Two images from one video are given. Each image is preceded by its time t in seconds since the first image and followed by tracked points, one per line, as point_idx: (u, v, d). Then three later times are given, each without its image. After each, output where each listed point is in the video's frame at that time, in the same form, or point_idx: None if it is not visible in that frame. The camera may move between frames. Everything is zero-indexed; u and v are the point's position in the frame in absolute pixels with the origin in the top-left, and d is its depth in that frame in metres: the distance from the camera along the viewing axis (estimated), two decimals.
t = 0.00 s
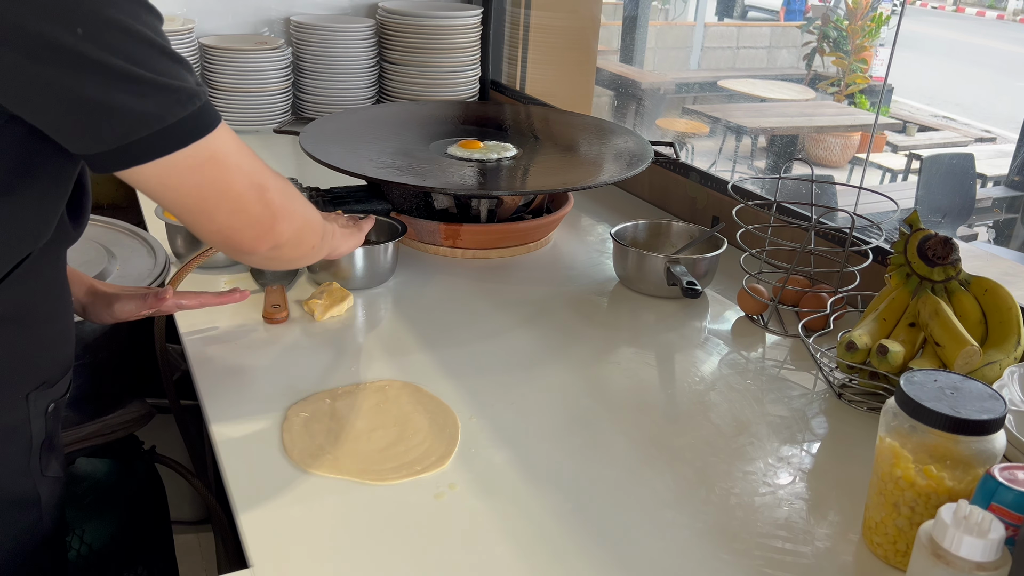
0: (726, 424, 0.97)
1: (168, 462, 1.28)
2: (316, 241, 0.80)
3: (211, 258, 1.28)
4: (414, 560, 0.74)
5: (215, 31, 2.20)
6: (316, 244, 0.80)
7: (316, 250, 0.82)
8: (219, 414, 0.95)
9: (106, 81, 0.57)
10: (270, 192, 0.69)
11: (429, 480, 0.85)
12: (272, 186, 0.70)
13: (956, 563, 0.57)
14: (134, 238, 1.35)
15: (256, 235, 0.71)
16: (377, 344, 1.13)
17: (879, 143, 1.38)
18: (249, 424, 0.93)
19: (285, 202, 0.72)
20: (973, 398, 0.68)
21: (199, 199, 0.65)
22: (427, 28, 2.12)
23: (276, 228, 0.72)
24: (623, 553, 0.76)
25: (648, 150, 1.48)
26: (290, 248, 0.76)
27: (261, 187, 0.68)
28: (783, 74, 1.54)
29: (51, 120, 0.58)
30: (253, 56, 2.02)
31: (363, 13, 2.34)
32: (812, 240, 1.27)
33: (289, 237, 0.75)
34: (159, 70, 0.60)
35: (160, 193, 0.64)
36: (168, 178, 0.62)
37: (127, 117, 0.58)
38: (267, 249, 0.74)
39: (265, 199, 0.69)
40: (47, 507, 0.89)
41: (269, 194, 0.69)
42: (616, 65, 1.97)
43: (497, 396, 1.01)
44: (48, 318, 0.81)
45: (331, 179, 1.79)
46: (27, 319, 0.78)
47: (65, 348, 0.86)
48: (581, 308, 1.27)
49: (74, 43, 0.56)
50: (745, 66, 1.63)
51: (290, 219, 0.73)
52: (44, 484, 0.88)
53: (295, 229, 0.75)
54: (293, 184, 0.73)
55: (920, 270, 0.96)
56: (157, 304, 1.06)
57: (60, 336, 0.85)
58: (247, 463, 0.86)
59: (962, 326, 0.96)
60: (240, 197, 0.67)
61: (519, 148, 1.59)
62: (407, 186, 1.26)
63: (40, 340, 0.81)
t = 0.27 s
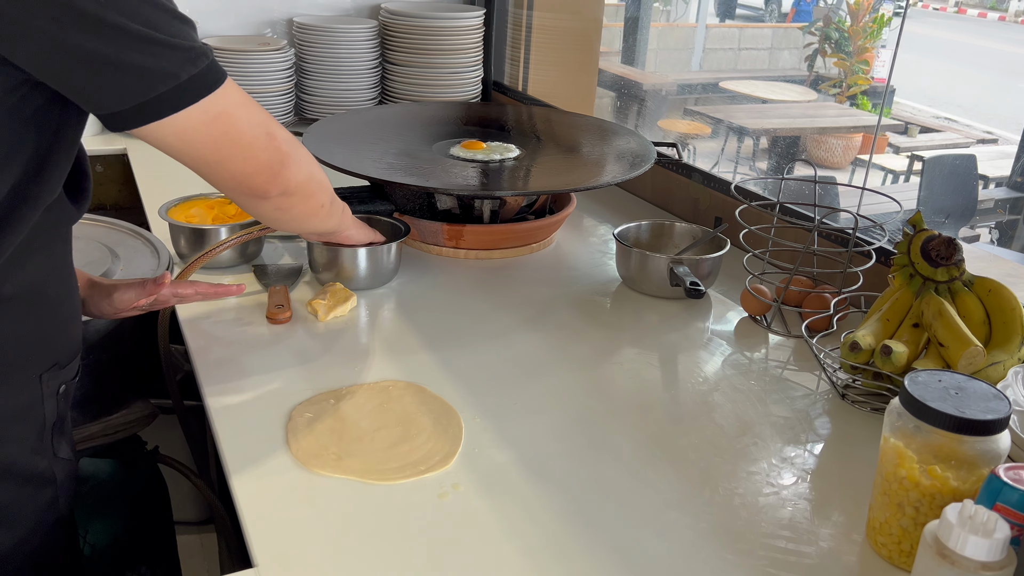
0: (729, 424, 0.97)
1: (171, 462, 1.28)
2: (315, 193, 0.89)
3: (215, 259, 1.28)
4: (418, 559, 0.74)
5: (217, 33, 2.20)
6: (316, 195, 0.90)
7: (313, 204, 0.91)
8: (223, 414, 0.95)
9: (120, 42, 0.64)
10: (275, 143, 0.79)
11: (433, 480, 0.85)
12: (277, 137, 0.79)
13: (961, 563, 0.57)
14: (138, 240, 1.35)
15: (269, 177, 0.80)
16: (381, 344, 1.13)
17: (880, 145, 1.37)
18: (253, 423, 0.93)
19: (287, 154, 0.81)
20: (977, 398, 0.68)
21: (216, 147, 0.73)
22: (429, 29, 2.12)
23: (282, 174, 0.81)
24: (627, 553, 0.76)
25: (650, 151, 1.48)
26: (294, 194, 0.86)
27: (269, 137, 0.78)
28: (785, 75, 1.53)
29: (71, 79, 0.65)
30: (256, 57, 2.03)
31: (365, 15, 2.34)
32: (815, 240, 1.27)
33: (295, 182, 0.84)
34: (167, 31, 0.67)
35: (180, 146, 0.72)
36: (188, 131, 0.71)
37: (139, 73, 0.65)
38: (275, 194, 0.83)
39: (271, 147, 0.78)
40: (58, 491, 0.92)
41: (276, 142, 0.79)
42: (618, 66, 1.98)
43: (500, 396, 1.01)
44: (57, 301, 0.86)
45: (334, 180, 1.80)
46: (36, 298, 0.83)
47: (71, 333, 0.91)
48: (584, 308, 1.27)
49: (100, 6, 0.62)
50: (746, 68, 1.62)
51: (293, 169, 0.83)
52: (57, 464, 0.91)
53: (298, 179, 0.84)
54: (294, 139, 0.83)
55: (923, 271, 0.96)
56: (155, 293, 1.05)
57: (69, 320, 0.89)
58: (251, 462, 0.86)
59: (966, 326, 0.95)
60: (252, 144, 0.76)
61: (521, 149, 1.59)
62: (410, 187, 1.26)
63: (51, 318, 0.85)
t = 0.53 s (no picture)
0: (732, 426, 0.97)
1: (174, 463, 1.28)
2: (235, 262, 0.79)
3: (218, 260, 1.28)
4: (421, 560, 0.74)
5: (220, 35, 2.21)
6: (237, 262, 0.80)
7: (239, 266, 0.81)
8: (226, 415, 0.95)
9: (46, 72, 0.59)
10: (177, 220, 0.69)
11: (435, 481, 0.85)
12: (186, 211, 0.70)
13: (963, 564, 0.57)
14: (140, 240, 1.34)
15: (150, 257, 0.71)
16: (383, 345, 1.13)
17: (882, 147, 1.37)
18: (256, 425, 0.93)
19: (199, 229, 0.72)
20: (980, 399, 0.68)
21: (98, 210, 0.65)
22: (432, 31, 2.13)
23: (172, 252, 0.72)
24: (629, 554, 0.76)
25: (653, 153, 1.48)
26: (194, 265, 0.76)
27: (171, 212, 0.68)
28: (787, 77, 1.53)
29: None
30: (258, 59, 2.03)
31: (367, 16, 2.35)
32: (817, 242, 1.28)
33: (195, 257, 0.75)
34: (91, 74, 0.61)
35: (61, 194, 0.64)
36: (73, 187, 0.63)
37: (63, 115, 0.60)
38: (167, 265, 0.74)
39: (171, 223, 0.69)
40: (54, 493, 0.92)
41: (171, 225, 0.69)
42: (620, 68, 1.98)
43: (502, 397, 1.01)
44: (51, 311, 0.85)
45: (336, 182, 1.80)
46: (24, 309, 0.81)
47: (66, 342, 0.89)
48: (586, 310, 1.27)
49: (11, 33, 0.57)
50: (748, 69, 1.62)
51: (197, 245, 0.73)
52: (38, 478, 0.89)
53: (205, 254, 0.75)
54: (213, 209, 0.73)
55: (925, 272, 0.96)
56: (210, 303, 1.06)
57: (64, 327, 0.88)
58: (254, 463, 0.87)
59: (967, 327, 0.96)
60: (139, 219, 0.67)
61: (523, 150, 1.59)
62: (413, 188, 1.27)
63: (41, 326, 0.84)
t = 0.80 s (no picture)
0: (734, 426, 0.97)
1: (177, 464, 1.28)
2: (113, 412, 0.67)
3: (220, 261, 1.29)
4: (424, 560, 0.75)
5: (222, 37, 2.21)
6: (115, 414, 0.67)
7: (124, 431, 0.68)
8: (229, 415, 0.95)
9: None
10: (16, 324, 0.60)
11: (438, 482, 0.85)
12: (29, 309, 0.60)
13: (964, 563, 0.57)
14: (144, 242, 1.35)
15: None
16: (385, 346, 1.13)
17: (884, 147, 1.37)
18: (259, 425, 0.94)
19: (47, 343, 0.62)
20: (980, 399, 0.69)
21: None
22: (433, 32, 2.13)
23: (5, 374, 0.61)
24: (631, 553, 0.76)
25: (654, 153, 1.49)
26: (40, 406, 0.64)
27: (7, 309, 0.59)
28: (788, 78, 1.53)
29: None
30: (260, 61, 2.04)
31: (368, 18, 2.35)
32: (818, 242, 1.28)
33: (45, 391, 0.63)
34: None
35: None
36: None
37: None
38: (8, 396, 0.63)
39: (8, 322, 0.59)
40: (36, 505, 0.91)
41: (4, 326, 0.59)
42: (621, 69, 1.98)
43: (504, 398, 1.01)
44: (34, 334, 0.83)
45: (338, 184, 1.80)
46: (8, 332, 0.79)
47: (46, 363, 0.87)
48: (588, 310, 1.27)
49: None
50: (749, 70, 1.62)
51: (52, 367, 0.63)
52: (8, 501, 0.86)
53: (61, 385, 0.64)
54: (72, 322, 0.63)
55: (926, 273, 0.97)
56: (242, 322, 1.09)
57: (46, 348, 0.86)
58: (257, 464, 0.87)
59: (968, 327, 0.96)
60: None
61: (524, 152, 1.59)
62: (415, 189, 1.27)
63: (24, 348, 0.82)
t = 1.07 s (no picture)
0: (734, 425, 0.97)
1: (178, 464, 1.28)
2: (126, 453, 0.64)
3: (221, 261, 1.29)
4: (424, 558, 0.75)
5: (222, 38, 2.21)
6: (129, 456, 0.65)
7: (138, 473, 0.66)
8: (229, 414, 0.95)
9: None
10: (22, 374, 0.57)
11: (437, 480, 0.85)
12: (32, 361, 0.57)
13: (962, 558, 0.57)
14: (145, 242, 1.35)
15: None
16: (385, 345, 1.13)
17: (884, 146, 1.38)
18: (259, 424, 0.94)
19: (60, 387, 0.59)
20: (979, 395, 0.69)
21: None
22: (433, 33, 2.13)
23: (18, 426, 0.58)
24: (631, 551, 0.77)
25: (653, 152, 1.49)
26: (52, 459, 0.62)
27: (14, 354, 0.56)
28: (789, 78, 1.54)
29: None
30: (261, 61, 2.04)
31: (369, 18, 2.36)
32: (817, 241, 1.28)
33: (59, 440, 0.60)
34: None
35: None
36: None
37: None
38: (20, 448, 0.60)
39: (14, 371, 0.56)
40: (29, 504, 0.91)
41: (11, 372, 0.56)
42: (622, 69, 1.99)
43: (504, 397, 1.02)
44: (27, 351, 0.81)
45: (338, 184, 1.80)
46: None
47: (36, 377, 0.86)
48: (588, 309, 1.27)
49: None
50: (750, 70, 1.62)
51: (58, 417, 0.60)
52: None
53: (73, 434, 0.61)
54: (82, 359, 0.61)
55: (925, 270, 0.97)
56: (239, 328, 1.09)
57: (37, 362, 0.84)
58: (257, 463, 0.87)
59: (968, 325, 0.96)
60: None
61: (524, 151, 1.60)
62: (415, 189, 1.27)
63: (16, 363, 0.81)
